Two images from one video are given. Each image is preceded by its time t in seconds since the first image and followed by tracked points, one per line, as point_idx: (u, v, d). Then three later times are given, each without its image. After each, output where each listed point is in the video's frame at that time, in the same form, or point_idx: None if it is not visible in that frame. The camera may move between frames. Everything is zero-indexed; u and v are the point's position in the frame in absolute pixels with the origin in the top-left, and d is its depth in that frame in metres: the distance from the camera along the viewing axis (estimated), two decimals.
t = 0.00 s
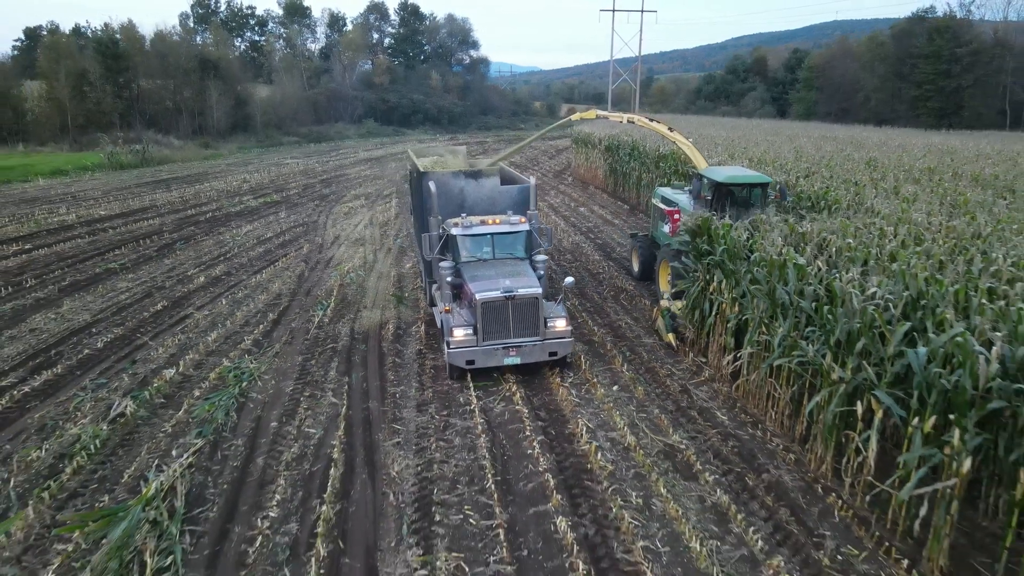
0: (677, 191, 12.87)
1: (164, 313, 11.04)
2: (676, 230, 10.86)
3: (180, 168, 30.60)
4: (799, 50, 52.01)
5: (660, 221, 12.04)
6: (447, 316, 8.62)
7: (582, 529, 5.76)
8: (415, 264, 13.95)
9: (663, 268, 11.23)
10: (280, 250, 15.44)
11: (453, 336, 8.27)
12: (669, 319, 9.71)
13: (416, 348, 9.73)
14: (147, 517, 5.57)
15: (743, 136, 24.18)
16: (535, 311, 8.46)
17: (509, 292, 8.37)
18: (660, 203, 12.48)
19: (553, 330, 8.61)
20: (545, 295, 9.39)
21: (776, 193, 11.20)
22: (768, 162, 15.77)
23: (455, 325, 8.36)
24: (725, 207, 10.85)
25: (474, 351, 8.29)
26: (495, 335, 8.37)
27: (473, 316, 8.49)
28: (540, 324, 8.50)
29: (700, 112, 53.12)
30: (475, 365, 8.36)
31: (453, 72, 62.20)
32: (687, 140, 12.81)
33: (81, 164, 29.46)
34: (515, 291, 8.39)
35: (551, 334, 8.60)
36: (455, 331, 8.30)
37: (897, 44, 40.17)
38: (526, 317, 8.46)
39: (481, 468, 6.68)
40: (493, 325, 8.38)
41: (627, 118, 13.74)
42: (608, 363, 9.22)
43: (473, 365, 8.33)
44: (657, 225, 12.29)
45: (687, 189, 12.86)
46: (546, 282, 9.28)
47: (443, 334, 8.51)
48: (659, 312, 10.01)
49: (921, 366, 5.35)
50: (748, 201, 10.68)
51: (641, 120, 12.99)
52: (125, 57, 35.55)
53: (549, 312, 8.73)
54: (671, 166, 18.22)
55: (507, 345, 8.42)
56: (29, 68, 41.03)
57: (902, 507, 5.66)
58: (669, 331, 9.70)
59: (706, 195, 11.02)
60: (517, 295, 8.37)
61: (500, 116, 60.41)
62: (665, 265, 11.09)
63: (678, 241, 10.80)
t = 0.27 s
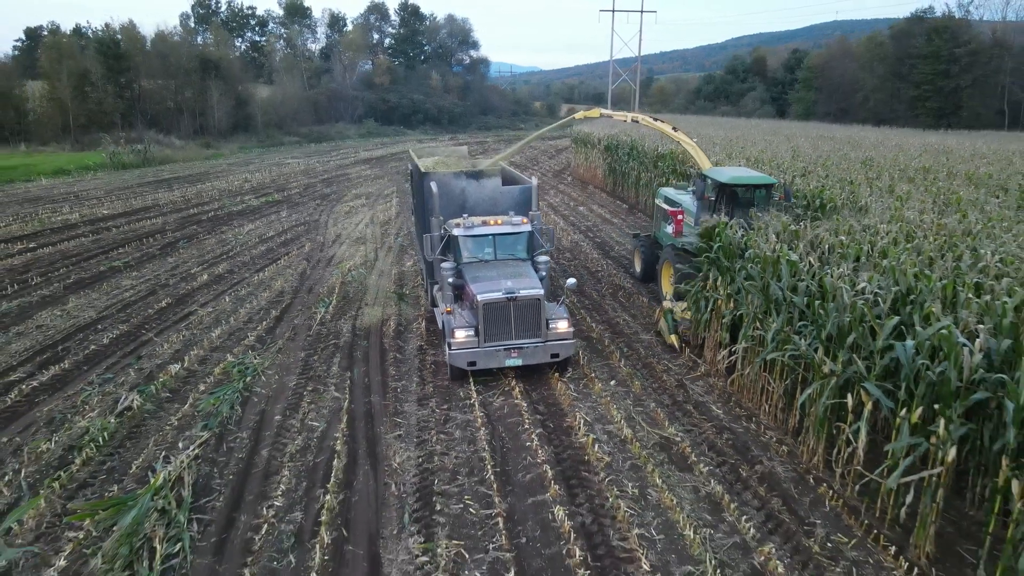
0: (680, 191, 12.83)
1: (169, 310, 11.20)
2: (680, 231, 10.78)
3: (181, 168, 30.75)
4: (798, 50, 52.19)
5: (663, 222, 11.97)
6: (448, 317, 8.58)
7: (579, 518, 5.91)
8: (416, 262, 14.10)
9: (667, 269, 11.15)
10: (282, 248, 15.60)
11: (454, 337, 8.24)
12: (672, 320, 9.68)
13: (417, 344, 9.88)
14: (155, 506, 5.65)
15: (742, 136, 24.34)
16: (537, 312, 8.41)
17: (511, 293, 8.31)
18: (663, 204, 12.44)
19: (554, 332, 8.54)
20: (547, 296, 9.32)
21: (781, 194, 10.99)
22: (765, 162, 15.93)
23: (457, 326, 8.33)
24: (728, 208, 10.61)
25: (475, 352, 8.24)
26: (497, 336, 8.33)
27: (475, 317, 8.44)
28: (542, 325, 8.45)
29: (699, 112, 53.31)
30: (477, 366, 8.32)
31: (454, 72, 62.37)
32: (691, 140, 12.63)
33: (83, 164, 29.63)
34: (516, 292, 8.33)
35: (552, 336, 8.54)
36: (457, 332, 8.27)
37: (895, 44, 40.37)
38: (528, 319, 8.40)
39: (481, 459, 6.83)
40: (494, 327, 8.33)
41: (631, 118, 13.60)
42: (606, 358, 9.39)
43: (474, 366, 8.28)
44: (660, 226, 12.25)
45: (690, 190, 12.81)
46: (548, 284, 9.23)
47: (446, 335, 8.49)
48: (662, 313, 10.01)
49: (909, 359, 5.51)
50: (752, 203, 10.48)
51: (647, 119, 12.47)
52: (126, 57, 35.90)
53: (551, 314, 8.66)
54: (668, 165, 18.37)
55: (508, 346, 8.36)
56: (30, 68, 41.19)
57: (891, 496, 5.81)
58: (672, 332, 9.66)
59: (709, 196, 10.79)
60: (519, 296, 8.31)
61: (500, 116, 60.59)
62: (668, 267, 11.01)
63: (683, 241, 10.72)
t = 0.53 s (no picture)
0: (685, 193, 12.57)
1: (171, 309, 11.29)
2: (686, 234, 10.37)
3: (182, 168, 30.84)
4: (798, 50, 52.28)
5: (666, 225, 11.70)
6: (450, 320, 8.48)
7: (578, 513, 6.00)
8: (416, 261, 14.19)
9: (671, 273, 10.96)
10: (283, 248, 15.69)
11: (456, 341, 8.16)
12: (676, 325, 9.56)
13: (417, 343, 9.97)
14: (160, 501, 5.67)
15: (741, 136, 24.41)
16: (539, 316, 8.29)
17: (513, 296, 8.19)
18: (666, 205, 12.20)
19: (557, 336, 8.42)
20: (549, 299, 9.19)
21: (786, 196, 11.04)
22: (764, 162, 16.01)
23: (458, 330, 8.25)
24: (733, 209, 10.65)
25: (476, 356, 8.18)
26: (499, 340, 8.23)
27: (476, 321, 8.36)
28: (544, 329, 8.32)
29: (699, 112, 53.42)
30: (479, 370, 8.26)
31: (454, 72, 62.47)
32: (695, 141, 12.39)
33: (85, 163, 29.75)
34: (518, 295, 8.21)
35: (555, 339, 8.42)
36: (458, 336, 8.19)
37: (894, 44, 40.44)
38: (530, 322, 8.29)
39: (481, 456, 6.91)
40: (496, 330, 8.23)
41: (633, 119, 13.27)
42: (604, 356, 9.48)
43: (476, 370, 8.23)
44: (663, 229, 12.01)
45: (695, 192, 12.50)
46: (550, 286, 9.08)
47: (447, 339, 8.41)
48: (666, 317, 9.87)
49: (902, 356, 5.60)
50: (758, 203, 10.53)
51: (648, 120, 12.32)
52: (127, 57, 36.15)
53: (553, 317, 8.54)
54: (668, 165, 18.44)
55: (510, 349, 8.27)
56: (31, 69, 41.29)
57: (885, 491, 5.91)
58: (676, 337, 9.53)
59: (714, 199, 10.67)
60: (521, 300, 8.19)
61: (501, 116, 60.69)
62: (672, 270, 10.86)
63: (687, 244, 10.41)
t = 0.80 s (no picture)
0: (689, 195, 12.32)
1: (172, 309, 11.33)
2: (690, 238, 10.38)
3: (182, 168, 30.87)
4: (798, 50, 52.34)
5: (672, 228, 11.61)
6: (450, 325, 8.35)
7: (577, 511, 6.03)
8: (416, 262, 14.22)
9: (673, 277, 10.83)
10: (283, 248, 15.73)
11: (456, 347, 8.01)
12: (682, 331, 9.32)
13: (418, 342, 10.00)
14: (162, 499, 5.68)
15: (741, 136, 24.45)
16: (541, 321, 8.18)
17: (514, 301, 8.08)
18: (671, 208, 12.03)
19: (560, 341, 8.31)
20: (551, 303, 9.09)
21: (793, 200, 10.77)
22: (763, 162, 16.05)
23: (458, 336, 8.10)
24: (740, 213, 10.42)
25: (478, 362, 8.02)
26: (500, 346, 8.10)
27: (478, 326, 8.23)
28: (546, 335, 8.22)
29: (699, 112, 53.47)
30: (480, 376, 8.10)
31: (454, 72, 62.52)
32: (700, 144, 12.11)
33: (85, 163, 29.79)
34: (520, 300, 8.09)
35: (557, 344, 8.31)
36: (459, 341, 8.03)
37: (894, 44, 40.50)
38: (531, 327, 8.18)
39: (481, 454, 6.95)
40: (498, 336, 8.10)
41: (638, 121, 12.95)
42: (604, 356, 9.52)
43: (477, 376, 8.07)
44: (668, 231, 11.87)
45: (700, 194, 12.19)
46: (552, 290, 9.04)
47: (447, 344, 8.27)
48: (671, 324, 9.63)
49: (900, 355, 5.64)
50: (764, 208, 10.32)
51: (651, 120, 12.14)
52: (127, 57, 36.18)
53: (555, 321, 8.46)
54: (667, 165, 18.46)
55: (512, 355, 8.14)
56: (31, 69, 41.30)
57: (882, 489, 5.94)
58: (682, 343, 9.28)
59: (720, 202, 10.45)
60: (522, 304, 8.07)
61: (500, 116, 60.72)
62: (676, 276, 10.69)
63: (692, 248, 10.40)
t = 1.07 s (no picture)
0: (693, 198, 11.83)
1: (173, 309, 11.34)
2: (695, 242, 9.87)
3: (182, 168, 30.87)
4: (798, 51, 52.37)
5: (675, 230, 11.11)
6: (451, 331, 8.19)
7: (577, 511, 6.04)
8: (416, 262, 14.22)
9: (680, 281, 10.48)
10: (283, 248, 15.74)
11: (456, 354, 7.86)
12: (689, 338, 9.12)
13: (418, 342, 10.02)
14: (164, 499, 5.69)
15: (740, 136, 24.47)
16: (543, 327, 8.02)
17: (516, 306, 7.91)
18: (674, 210, 11.49)
19: (562, 347, 8.14)
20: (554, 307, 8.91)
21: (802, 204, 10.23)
22: (763, 162, 16.07)
23: (459, 342, 7.95)
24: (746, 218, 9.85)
25: (478, 369, 7.88)
26: (501, 352, 7.94)
27: (478, 332, 8.08)
28: (548, 341, 8.05)
29: (699, 112, 53.49)
30: (480, 384, 7.96)
31: (454, 72, 62.54)
32: (707, 146, 11.70)
33: (86, 164, 29.78)
34: (521, 305, 7.93)
35: (560, 351, 8.14)
36: (459, 348, 7.88)
37: (894, 44, 40.53)
38: (533, 334, 8.02)
39: (481, 454, 6.96)
40: (498, 342, 7.95)
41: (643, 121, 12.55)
42: (604, 356, 9.53)
43: (478, 384, 7.93)
44: (671, 234, 11.40)
45: (704, 198, 11.72)
46: (555, 295, 8.80)
47: (447, 350, 8.11)
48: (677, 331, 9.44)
49: (899, 355, 5.64)
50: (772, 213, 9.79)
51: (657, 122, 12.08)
52: (127, 57, 36.16)
53: (558, 327, 8.29)
54: (667, 165, 18.47)
55: (513, 362, 7.98)
56: (31, 69, 41.29)
57: (882, 489, 5.96)
58: (689, 351, 9.07)
59: (727, 205, 9.93)
60: (524, 310, 7.92)
61: (500, 116, 60.73)
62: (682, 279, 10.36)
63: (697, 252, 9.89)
